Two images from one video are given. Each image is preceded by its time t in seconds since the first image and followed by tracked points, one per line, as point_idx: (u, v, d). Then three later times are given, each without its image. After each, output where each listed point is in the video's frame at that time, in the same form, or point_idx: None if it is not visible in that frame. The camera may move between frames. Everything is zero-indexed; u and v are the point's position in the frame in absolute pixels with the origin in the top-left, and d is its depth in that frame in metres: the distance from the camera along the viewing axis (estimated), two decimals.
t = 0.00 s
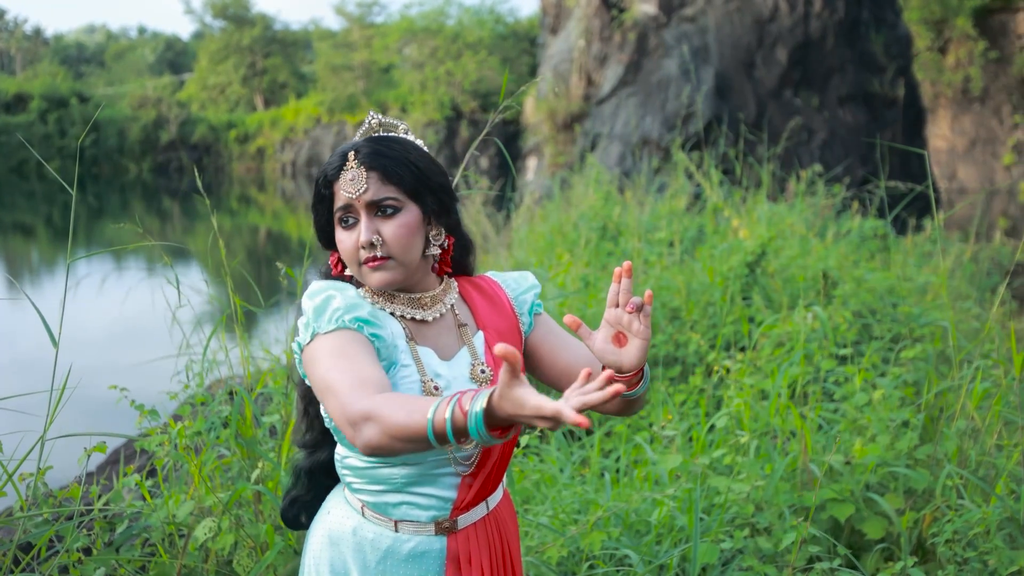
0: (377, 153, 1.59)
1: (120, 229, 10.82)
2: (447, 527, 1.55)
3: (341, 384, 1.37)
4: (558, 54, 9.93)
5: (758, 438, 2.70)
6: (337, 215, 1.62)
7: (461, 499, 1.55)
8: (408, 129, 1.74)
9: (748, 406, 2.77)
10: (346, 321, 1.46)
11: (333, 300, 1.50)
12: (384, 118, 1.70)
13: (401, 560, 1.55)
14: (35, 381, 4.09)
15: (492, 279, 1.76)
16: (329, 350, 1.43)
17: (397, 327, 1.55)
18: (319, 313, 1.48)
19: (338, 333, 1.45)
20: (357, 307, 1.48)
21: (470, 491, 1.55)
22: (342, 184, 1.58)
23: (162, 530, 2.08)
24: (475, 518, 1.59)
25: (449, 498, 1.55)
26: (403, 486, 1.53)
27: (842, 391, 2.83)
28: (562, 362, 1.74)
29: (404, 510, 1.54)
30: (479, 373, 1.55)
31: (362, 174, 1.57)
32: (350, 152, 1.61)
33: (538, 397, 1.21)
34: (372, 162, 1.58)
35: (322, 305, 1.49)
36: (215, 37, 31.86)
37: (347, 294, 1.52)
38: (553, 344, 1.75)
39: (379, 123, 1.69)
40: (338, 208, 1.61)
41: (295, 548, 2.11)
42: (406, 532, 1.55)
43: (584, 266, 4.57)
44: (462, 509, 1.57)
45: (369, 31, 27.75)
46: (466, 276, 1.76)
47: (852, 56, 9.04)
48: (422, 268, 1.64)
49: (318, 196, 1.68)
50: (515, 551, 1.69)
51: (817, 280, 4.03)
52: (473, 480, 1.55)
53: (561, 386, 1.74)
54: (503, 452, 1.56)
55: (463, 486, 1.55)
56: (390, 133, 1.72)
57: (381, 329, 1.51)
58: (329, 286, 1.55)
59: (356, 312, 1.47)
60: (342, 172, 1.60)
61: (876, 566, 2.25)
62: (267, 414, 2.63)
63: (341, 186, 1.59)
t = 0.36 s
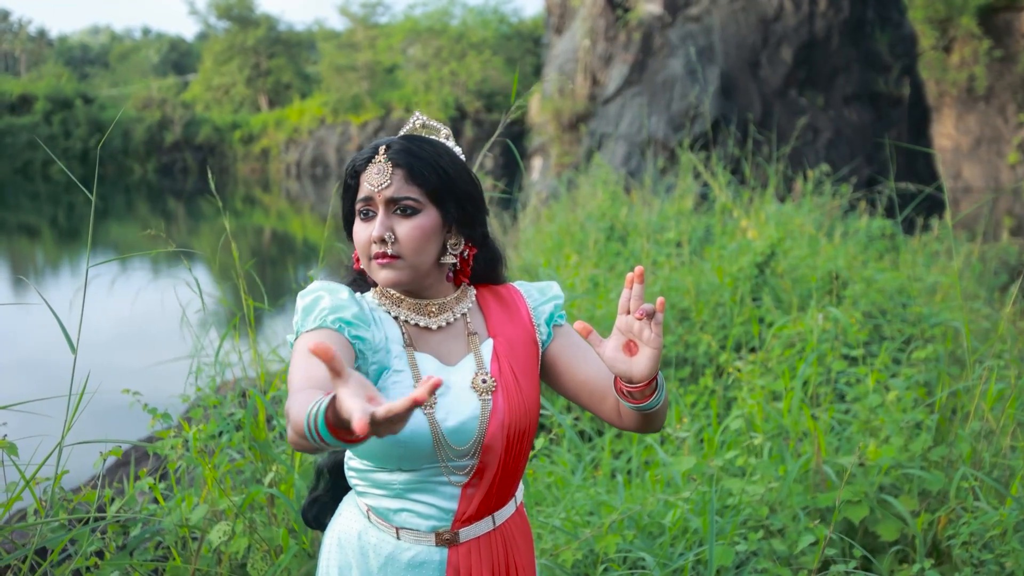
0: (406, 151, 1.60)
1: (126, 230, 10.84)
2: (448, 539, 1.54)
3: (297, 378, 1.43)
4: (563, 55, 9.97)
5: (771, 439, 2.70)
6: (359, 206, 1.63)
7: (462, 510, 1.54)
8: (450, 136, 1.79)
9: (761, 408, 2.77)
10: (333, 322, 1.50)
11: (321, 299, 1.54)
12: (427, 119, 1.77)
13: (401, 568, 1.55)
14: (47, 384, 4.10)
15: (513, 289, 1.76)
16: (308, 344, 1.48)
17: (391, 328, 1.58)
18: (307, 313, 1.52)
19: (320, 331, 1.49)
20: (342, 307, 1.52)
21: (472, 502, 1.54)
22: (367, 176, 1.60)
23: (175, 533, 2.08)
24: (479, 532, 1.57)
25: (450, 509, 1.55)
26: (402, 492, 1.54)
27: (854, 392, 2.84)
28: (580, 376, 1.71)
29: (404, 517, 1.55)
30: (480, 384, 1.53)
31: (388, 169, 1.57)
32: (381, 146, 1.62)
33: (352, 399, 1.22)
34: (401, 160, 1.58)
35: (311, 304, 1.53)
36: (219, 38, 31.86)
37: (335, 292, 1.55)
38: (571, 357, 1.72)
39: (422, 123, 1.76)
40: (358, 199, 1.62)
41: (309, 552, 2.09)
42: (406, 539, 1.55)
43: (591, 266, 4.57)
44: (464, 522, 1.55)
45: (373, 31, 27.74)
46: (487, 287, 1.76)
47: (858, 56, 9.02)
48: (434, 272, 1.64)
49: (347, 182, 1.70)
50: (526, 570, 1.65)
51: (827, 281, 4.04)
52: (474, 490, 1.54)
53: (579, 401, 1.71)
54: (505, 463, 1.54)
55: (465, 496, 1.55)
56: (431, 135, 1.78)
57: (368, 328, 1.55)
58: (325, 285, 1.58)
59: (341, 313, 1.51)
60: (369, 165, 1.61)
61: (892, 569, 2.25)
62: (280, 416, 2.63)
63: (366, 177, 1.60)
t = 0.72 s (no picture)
0: (433, 150, 1.60)
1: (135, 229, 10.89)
2: (438, 552, 1.54)
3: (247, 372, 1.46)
4: (571, 53, 9.96)
5: (784, 440, 2.69)
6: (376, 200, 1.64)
7: (452, 524, 1.54)
8: (485, 143, 1.79)
9: (773, 409, 2.74)
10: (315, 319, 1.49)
11: (309, 296, 1.54)
12: (464, 122, 1.77)
13: None
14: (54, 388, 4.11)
15: (530, 297, 1.73)
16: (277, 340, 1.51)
17: (386, 329, 1.61)
18: (294, 308, 1.52)
19: (297, 327, 1.49)
20: (327, 306, 1.52)
21: (462, 515, 1.54)
22: (389, 171, 1.60)
23: (183, 536, 2.07)
24: (472, 547, 1.56)
25: (440, 523, 1.55)
26: (391, 499, 1.57)
27: (867, 392, 2.82)
28: (596, 392, 1.65)
29: (395, 526, 1.57)
30: (471, 395, 1.53)
31: (408, 167, 1.58)
32: (408, 142, 1.63)
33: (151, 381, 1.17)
34: (425, 159, 1.58)
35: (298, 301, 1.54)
36: (227, 37, 31.93)
37: (325, 290, 1.55)
38: (587, 372, 1.67)
39: (458, 125, 1.77)
40: (376, 193, 1.63)
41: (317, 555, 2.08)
42: (398, 549, 1.57)
43: (600, 265, 4.57)
44: (455, 537, 1.55)
45: (380, 30, 27.73)
46: (503, 295, 1.74)
47: (866, 53, 8.95)
48: (441, 277, 1.63)
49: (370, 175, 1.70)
50: None
51: (838, 280, 4.02)
52: (464, 504, 1.54)
53: (598, 416, 1.65)
54: (492, 477, 1.53)
55: (454, 508, 1.55)
56: (466, 139, 1.78)
57: (353, 328, 1.55)
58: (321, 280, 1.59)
59: (326, 311, 1.51)
60: (393, 160, 1.62)
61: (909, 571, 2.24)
62: (288, 418, 2.63)
63: (387, 173, 1.61)
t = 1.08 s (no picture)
0: (461, 155, 1.62)
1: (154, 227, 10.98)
2: (436, 567, 1.56)
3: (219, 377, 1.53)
4: (588, 51, 9.98)
5: (804, 442, 2.66)
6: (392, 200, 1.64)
7: (450, 539, 1.56)
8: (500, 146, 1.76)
9: (794, 411, 2.70)
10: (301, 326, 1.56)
11: (302, 301, 1.61)
12: (480, 123, 1.76)
13: None
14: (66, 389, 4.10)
15: (543, 304, 1.72)
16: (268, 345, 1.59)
17: (383, 336, 1.64)
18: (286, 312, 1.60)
19: (284, 332, 1.56)
20: (315, 311, 1.58)
21: (459, 529, 1.56)
22: (413, 171, 1.61)
23: (193, 539, 2.07)
24: (471, 563, 1.57)
25: (439, 538, 1.57)
26: (390, 510, 1.61)
27: (890, 394, 2.78)
28: (609, 404, 1.64)
29: (394, 539, 1.60)
30: (468, 404, 1.54)
31: (436, 171, 1.59)
32: (435, 143, 1.64)
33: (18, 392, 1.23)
34: (454, 163, 1.61)
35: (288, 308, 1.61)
36: (245, 36, 32.07)
37: (317, 295, 1.62)
38: (601, 384, 1.66)
39: (473, 126, 1.76)
40: (395, 192, 1.63)
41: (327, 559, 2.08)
42: (398, 562, 1.60)
43: (616, 263, 4.55)
44: (453, 553, 1.56)
45: (397, 29, 27.71)
46: (515, 302, 1.74)
47: (887, 50, 8.70)
48: (454, 283, 1.65)
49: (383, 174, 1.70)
50: None
51: (857, 279, 3.98)
52: (462, 518, 1.55)
53: (614, 428, 1.64)
54: (488, 490, 1.54)
55: (454, 522, 1.56)
56: (482, 140, 1.77)
57: (341, 333, 1.61)
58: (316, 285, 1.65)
59: (315, 316, 1.58)
60: (418, 159, 1.63)
61: None
62: (302, 419, 2.61)
63: (411, 173, 1.61)
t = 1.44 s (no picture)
0: (491, 161, 1.71)
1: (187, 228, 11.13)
2: None
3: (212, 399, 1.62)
4: (619, 51, 9.98)
5: (835, 451, 2.62)
6: (416, 207, 1.69)
7: (461, 560, 1.62)
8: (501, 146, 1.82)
9: (824, 419, 2.66)
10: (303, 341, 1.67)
11: (307, 316, 1.72)
12: (482, 125, 1.80)
13: None
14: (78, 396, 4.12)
15: (560, 316, 1.78)
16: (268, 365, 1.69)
17: (391, 351, 1.72)
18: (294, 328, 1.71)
19: (288, 351, 1.67)
20: (319, 327, 1.69)
21: (472, 549, 1.61)
22: (442, 179, 1.68)
23: (210, 547, 2.08)
24: None
25: (452, 558, 1.64)
26: (400, 529, 1.68)
27: (925, 402, 2.74)
28: (628, 418, 1.67)
29: (406, 559, 1.67)
30: (478, 421, 1.59)
31: (469, 177, 1.67)
32: (461, 148, 1.71)
33: None
34: (484, 169, 1.69)
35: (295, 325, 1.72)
36: (278, 38, 32.38)
37: (321, 310, 1.72)
38: (618, 398, 1.69)
39: (477, 129, 1.79)
40: (422, 199, 1.69)
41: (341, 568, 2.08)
42: None
43: (646, 265, 4.51)
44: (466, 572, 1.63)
45: (429, 31, 27.76)
46: (533, 316, 1.80)
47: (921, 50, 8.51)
48: (479, 291, 1.72)
49: (398, 178, 1.75)
50: None
51: (892, 282, 3.91)
52: (473, 540, 1.61)
53: (637, 444, 1.65)
54: (499, 508, 1.59)
55: (466, 544, 1.62)
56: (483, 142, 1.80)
57: (344, 348, 1.70)
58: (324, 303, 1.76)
59: (317, 333, 1.68)
60: (446, 165, 1.69)
61: None
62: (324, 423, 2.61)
63: (440, 179, 1.68)
